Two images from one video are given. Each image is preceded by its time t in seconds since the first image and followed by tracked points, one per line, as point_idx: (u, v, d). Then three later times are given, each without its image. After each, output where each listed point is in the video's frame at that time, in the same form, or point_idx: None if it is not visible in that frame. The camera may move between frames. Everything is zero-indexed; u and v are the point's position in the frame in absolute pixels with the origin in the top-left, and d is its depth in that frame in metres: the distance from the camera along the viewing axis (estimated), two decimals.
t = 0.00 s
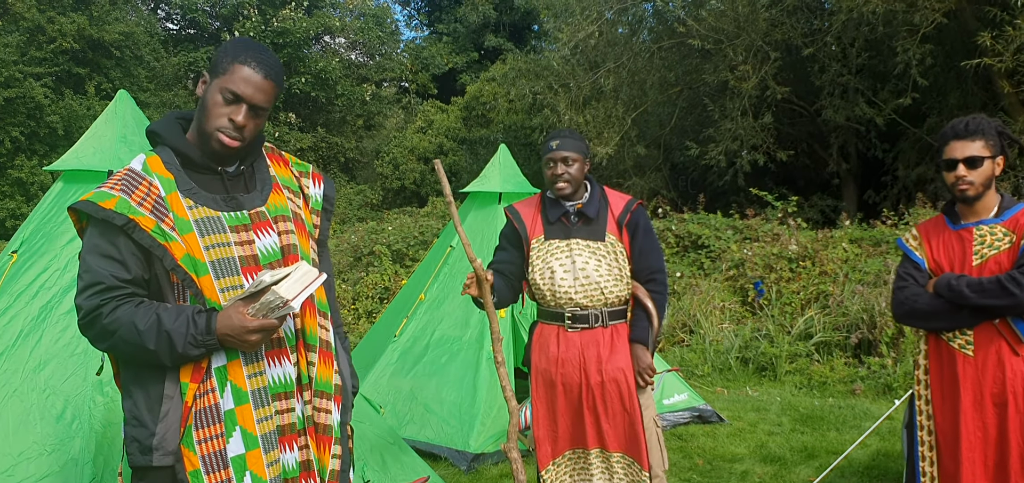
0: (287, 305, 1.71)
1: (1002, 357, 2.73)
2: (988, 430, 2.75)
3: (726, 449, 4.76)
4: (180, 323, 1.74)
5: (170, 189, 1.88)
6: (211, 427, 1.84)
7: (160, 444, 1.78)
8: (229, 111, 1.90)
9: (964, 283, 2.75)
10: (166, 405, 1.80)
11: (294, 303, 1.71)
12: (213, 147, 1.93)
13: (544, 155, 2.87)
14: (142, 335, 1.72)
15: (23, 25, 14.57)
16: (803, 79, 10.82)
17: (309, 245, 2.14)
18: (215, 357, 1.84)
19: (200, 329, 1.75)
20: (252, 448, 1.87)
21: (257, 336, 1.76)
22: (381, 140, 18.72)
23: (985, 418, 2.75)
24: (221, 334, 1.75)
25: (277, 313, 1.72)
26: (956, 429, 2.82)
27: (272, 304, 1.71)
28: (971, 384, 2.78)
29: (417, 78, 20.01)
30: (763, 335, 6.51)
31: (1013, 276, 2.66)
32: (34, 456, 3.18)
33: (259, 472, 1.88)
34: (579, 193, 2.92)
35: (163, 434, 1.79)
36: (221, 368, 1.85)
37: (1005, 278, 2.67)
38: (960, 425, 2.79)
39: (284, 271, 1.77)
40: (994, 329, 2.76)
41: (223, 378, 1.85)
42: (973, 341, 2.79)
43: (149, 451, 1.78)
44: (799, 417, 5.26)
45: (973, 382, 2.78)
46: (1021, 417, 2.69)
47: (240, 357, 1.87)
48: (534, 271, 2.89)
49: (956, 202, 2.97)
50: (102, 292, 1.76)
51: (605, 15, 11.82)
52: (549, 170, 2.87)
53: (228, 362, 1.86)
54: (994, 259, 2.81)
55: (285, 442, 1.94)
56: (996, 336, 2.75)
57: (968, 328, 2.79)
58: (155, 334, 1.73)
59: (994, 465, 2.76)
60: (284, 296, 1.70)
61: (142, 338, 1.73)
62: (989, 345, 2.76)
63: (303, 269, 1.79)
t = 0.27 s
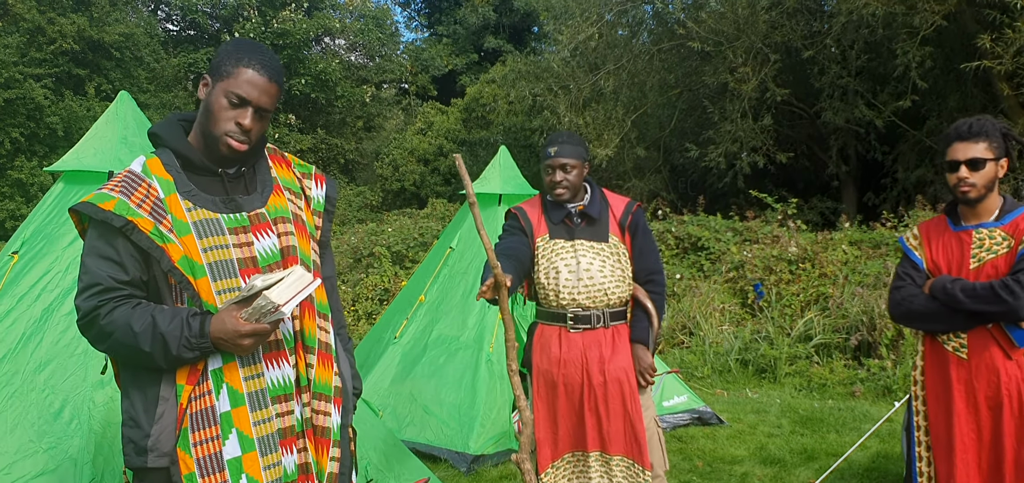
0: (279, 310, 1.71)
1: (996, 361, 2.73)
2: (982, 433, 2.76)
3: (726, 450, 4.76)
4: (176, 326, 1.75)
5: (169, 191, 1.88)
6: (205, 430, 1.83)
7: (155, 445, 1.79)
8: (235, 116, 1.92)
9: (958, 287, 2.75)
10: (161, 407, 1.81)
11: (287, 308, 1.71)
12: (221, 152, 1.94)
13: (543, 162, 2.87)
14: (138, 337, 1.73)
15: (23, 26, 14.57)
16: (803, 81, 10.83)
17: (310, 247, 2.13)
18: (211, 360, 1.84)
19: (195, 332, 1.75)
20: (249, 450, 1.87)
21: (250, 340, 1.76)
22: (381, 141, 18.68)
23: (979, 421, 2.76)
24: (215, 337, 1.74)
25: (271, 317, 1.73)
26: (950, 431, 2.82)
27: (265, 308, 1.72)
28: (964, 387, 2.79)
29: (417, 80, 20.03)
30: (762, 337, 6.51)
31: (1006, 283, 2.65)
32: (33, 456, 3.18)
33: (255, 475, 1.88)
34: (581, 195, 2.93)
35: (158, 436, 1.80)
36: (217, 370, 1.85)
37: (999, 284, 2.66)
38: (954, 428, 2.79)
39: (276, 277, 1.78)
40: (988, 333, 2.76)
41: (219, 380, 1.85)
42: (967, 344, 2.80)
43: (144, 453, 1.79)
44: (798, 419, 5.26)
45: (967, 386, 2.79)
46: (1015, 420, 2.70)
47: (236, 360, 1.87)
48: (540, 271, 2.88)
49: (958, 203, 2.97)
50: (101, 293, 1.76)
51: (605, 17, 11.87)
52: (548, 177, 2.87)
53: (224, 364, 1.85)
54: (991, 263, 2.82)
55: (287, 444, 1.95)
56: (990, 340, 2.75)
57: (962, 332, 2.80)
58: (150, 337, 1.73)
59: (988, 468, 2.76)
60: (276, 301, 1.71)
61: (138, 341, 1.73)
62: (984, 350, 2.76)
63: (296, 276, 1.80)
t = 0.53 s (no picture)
0: (282, 306, 1.72)
1: (985, 363, 2.73)
2: (970, 434, 2.76)
3: (725, 452, 4.76)
4: (178, 323, 1.74)
5: (173, 190, 1.88)
6: (212, 429, 1.84)
7: (158, 444, 1.79)
8: (235, 121, 1.92)
9: (949, 288, 2.75)
10: (165, 406, 1.81)
11: (290, 305, 1.72)
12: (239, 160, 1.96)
13: (552, 163, 2.86)
14: (141, 335, 1.73)
15: (23, 27, 14.57)
16: (803, 83, 10.84)
17: (314, 248, 2.13)
18: (214, 358, 1.84)
19: (197, 329, 1.75)
20: (252, 448, 1.87)
21: (253, 337, 1.76)
22: (381, 141, 18.82)
23: (967, 423, 2.76)
24: (218, 335, 1.75)
25: (273, 313, 1.73)
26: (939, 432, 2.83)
27: (268, 305, 1.72)
28: (953, 388, 2.79)
29: (417, 81, 20.05)
30: (762, 338, 6.51)
31: (997, 285, 2.65)
32: (32, 458, 3.20)
33: (259, 473, 1.88)
34: (585, 197, 2.94)
35: (161, 435, 1.79)
36: (220, 368, 1.85)
37: (990, 286, 2.66)
38: (942, 428, 2.80)
39: (280, 273, 1.77)
40: (978, 335, 2.76)
41: (222, 379, 1.85)
42: (957, 346, 2.80)
43: (148, 452, 1.79)
44: (798, 421, 5.26)
45: (956, 388, 2.79)
46: (1003, 422, 2.71)
47: (240, 358, 1.87)
48: (546, 273, 2.87)
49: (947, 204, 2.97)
50: (105, 292, 1.77)
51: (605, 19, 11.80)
52: (557, 179, 2.87)
53: (227, 363, 1.86)
54: (980, 265, 2.82)
55: (292, 443, 1.95)
56: (980, 342, 2.76)
57: (952, 333, 2.79)
58: (153, 335, 1.73)
59: (974, 469, 2.76)
60: (279, 297, 1.71)
61: (141, 339, 1.73)
62: (973, 352, 2.76)
63: (299, 271, 1.79)
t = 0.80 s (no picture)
0: (280, 310, 1.72)
1: (975, 362, 2.74)
2: (960, 434, 2.76)
3: (724, 454, 4.76)
4: (175, 324, 1.74)
5: (172, 191, 1.88)
6: (205, 430, 1.83)
7: (153, 445, 1.79)
8: (230, 119, 1.92)
9: (939, 289, 2.74)
10: (160, 407, 1.81)
11: (287, 309, 1.71)
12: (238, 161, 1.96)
13: (558, 158, 2.88)
14: (138, 336, 1.73)
15: (23, 28, 14.57)
16: (802, 84, 10.85)
17: (311, 250, 2.13)
18: (210, 359, 1.84)
19: (195, 331, 1.75)
20: (246, 450, 1.86)
21: (250, 341, 1.76)
22: (379, 143, 18.72)
23: (957, 423, 2.76)
24: (214, 336, 1.74)
25: (271, 318, 1.73)
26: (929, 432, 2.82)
27: (265, 308, 1.72)
28: (943, 388, 2.79)
29: (416, 82, 20.07)
30: (762, 340, 6.51)
31: (989, 284, 2.65)
32: (30, 458, 3.20)
33: (252, 475, 1.86)
34: (586, 198, 2.94)
35: (157, 436, 1.80)
36: (216, 369, 1.85)
37: (981, 286, 2.66)
38: (932, 429, 2.79)
39: (277, 277, 1.77)
40: (968, 336, 2.77)
41: (218, 380, 1.85)
42: (947, 346, 2.80)
43: (142, 453, 1.79)
44: (797, 422, 5.27)
45: (945, 388, 2.79)
46: (991, 421, 2.71)
47: (235, 360, 1.86)
48: (545, 275, 2.88)
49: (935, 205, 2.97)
50: (101, 292, 1.77)
51: (604, 20, 11.83)
52: (564, 173, 2.88)
53: (223, 364, 1.85)
54: (970, 266, 2.82)
55: (292, 445, 1.93)
56: (970, 342, 2.76)
57: (942, 333, 2.79)
58: (150, 335, 1.73)
59: (964, 469, 2.76)
60: (278, 302, 1.71)
61: (137, 340, 1.73)
62: (963, 352, 2.77)
63: (297, 275, 1.80)
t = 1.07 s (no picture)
0: (277, 311, 1.70)
1: (969, 362, 2.74)
2: (952, 432, 2.76)
3: (724, 453, 4.76)
4: (173, 326, 1.74)
5: (168, 191, 1.88)
6: (205, 430, 1.84)
7: (152, 446, 1.79)
8: (226, 106, 1.93)
9: (938, 286, 2.73)
10: (159, 408, 1.81)
11: (285, 309, 1.70)
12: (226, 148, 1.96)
13: (563, 154, 2.89)
14: (135, 337, 1.73)
15: (22, 27, 14.56)
16: (801, 84, 10.85)
17: (307, 249, 2.13)
18: (209, 360, 1.84)
19: (192, 332, 1.75)
20: (247, 449, 1.86)
21: (247, 342, 1.76)
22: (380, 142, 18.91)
23: (950, 421, 2.76)
24: (213, 338, 1.74)
25: (267, 319, 1.72)
26: (921, 429, 2.82)
27: (263, 309, 1.71)
28: (937, 386, 2.79)
29: (416, 82, 20.08)
30: (761, 339, 6.52)
31: (988, 283, 2.65)
32: (31, 460, 3.20)
33: (254, 474, 1.86)
34: (587, 198, 2.95)
35: (156, 436, 1.80)
36: (214, 370, 1.85)
37: (981, 284, 2.66)
38: (925, 426, 2.79)
39: (274, 277, 1.77)
40: (963, 335, 2.77)
41: (216, 380, 1.85)
42: (942, 344, 2.79)
43: (142, 453, 1.79)
44: (797, 422, 5.27)
45: (940, 386, 2.78)
46: (984, 421, 2.71)
47: (233, 360, 1.86)
48: (543, 276, 2.88)
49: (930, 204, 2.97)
50: (98, 293, 1.76)
51: (604, 20, 11.83)
52: (569, 170, 2.89)
53: (221, 364, 1.85)
54: (966, 265, 2.82)
55: (293, 444, 1.93)
56: (964, 341, 2.76)
57: (937, 331, 2.79)
58: (147, 337, 1.73)
59: (956, 467, 2.77)
60: (274, 302, 1.69)
61: (135, 341, 1.73)
62: (958, 351, 2.77)
63: (294, 275, 1.79)
